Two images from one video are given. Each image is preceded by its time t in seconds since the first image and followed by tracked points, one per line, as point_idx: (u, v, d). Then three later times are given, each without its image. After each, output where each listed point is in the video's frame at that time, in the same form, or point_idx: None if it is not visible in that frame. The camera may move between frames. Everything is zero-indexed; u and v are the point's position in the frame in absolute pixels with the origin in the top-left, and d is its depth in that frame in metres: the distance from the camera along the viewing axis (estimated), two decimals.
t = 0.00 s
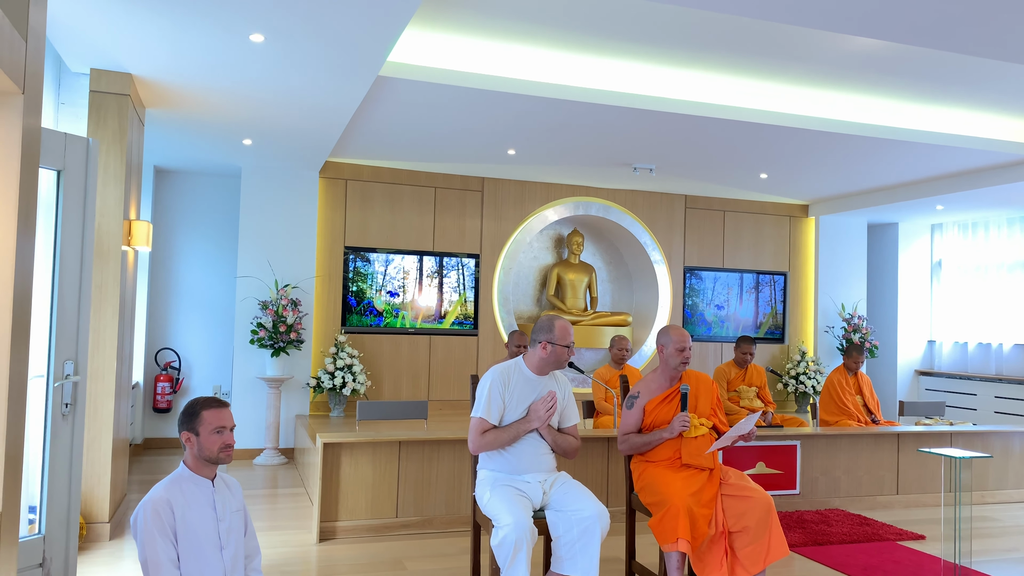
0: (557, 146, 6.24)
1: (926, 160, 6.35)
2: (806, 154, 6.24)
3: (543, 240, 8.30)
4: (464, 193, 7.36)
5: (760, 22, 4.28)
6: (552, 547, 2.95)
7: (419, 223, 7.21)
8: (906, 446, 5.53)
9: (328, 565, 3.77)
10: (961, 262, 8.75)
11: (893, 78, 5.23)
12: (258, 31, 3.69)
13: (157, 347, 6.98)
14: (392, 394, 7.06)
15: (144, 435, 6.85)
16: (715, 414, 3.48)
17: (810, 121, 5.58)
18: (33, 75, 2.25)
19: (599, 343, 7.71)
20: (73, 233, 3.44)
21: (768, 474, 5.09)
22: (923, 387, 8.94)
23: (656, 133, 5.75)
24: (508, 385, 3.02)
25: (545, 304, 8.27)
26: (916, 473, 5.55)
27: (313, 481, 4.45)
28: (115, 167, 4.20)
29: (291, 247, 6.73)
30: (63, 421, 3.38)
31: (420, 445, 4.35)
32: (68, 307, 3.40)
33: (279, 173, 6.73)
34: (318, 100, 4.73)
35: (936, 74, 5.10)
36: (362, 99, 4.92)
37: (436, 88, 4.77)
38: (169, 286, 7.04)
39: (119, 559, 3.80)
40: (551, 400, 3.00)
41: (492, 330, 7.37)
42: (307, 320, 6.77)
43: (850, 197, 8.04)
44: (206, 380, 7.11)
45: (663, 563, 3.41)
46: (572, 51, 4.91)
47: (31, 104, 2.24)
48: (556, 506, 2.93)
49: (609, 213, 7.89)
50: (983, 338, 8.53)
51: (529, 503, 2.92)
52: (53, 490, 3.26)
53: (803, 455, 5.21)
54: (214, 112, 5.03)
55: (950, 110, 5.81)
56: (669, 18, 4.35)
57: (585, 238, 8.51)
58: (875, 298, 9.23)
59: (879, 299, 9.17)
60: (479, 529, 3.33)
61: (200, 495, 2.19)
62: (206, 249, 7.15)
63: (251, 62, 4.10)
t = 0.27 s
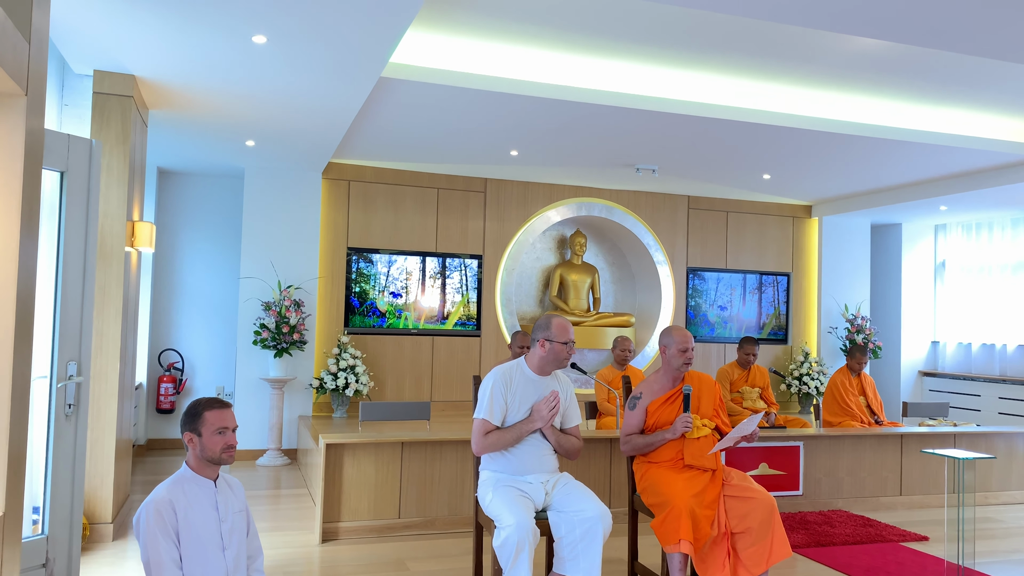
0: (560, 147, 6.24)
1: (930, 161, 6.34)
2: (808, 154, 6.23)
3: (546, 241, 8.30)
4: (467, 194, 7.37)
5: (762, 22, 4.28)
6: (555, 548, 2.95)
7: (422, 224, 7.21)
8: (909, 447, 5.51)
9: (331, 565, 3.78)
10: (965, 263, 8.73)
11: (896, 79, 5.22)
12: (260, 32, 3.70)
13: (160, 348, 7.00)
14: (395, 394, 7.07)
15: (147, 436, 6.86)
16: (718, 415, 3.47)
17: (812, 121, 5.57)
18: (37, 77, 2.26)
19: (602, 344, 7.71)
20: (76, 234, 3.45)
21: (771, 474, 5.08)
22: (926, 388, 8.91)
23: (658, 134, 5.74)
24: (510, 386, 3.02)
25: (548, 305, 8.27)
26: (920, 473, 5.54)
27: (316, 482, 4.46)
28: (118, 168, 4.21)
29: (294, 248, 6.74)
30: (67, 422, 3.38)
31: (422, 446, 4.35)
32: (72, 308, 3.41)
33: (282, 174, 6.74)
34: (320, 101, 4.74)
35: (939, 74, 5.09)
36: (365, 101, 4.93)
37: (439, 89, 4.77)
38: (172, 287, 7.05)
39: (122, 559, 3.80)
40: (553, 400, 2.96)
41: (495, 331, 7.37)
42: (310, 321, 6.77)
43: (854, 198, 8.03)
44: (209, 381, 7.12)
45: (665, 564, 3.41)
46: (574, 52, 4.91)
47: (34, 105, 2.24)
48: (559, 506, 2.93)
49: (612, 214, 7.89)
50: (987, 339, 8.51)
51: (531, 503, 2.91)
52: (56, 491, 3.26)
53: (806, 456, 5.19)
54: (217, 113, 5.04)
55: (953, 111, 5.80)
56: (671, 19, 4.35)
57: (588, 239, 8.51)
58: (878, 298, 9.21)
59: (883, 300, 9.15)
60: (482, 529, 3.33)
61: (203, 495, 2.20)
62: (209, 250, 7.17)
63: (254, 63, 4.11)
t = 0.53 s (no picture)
0: (562, 148, 6.24)
1: (933, 162, 6.32)
2: (811, 155, 6.22)
3: (548, 242, 8.30)
4: (469, 195, 7.37)
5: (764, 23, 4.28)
6: (557, 548, 2.95)
7: (424, 225, 7.22)
8: (912, 448, 5.50)
9: (333, 566, 3.78)
10: (969, 264, 8.71)
11: (898, 79, 5.21)
12: (262, 33, 3.70)
13: (163, 349, 7.01)
14: (397, 395, 7.07)
15: (150, 437, 6.87)
16: (720, 415, 3.47)
17: (815, 121, 5.56)
18: (39, 78, 2.27)
19: (604, 345, 7.70)
20: (78, 234, 3.46)
21: (774, 476, 5.07)
22: (929, 389, 8.89)
23: (660, 134, 5.74)
24: (511, 387, 3.01)
25: (550, 306, 8.26)
26: (923, 474, 5.53)
27: (318, 482, 4.46)
28: (120, 169, 4.22)
29: (296, 249, 6.75)
30: (69, 422, 3.39)
31: (424, 446, 4.35)
32: (74, 309, 3.43)
33: (284, 175, 6.75)
34: (323, 102, 4.74)
35: (941, 75, 5.08)
36: (367, 102, 4.93)
37: (441, 90, 4.78)
38: (175, 288, 7.06)
39: (124, 560, 3.81)
40: (553, 400, 2.95)
41: (497, 331, 7.37)
42: (312, 321, 6.78)
43: (856, 198, 8.02)
44: (212, 382, 7.13)
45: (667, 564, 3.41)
46: (576, 53, 4.91)
47: (37, 106, 2.25)
48: (560, 507, 2.93)
49: (614, 214, 7.88)
50: (990, 340, 8.48)
51: (533, 504, 2.91)
52: (59, 492, 3.27)
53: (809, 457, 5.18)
54: (219, 114, 5.04)
55: (956, 111, 5.79)
56: (673, 20, 4.35)
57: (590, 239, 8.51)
58: (881, 299, 9.19)
59: (885, 301, 9.13)
60: (483, 530, 3.32)
61: (204, 496, 2.20)
62: (211, 251, 7.18)
63: (256, 64, 4.11)
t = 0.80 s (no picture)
0: (564, 148, 6.24)
1: (936, 162, 6.31)
2: (813, 155, 6.21)
3: (550, 242, 8.29)
4: (471, 196, 7.37)
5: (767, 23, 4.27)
6: (559, 549, 2.95)
7: (426, 226, 7.22)
8: (915, 448, 5.49)
9: (334, 567, 3.78)
10: (972, 264, 8.70)
11: (901, 79, 5.20)
12: (264, 34, 3.70)
13: (165, 350, 7.01)
14: (399, 396, 7.07)
15: (152, 437, 6.87)
16: (723, 416, 3.46)
17: (817, 122, 5.56)
18: (41, 78, 2.27)
19: (606, 345, 7.69)
20: (80, 235, 3.46)
21: (776, 476, 5.06)
22: (932, 390, 8.87)
23: (662, 135, 5.73)
24: (513, 387, 3.01)
25: (552, 307, 8.26)
26: (926, 475, 5.51)
27: (320, 483, 4.46)
28: (122, 169, 4.22)
29: (298, 250, 6.75)
30: (71, 423, 3.39)
31: (427, 447, 4.35)
32: (76, 309, 3.43)
33: (286, 176, 6.76)
34: (325, 103, 4.75)
35: (944, 75, 5.07)
36: (369, 102, 4.93)
37: (443, 90, 4.78)
38: (177, 289, 7.07)
39: (126, 561, 3.81)
40: (555, 401, 2.96)
41: (499, 332, 7.36)
42: (314, 322, 6.78)
43: (859, 198, 8.00)
44: (214, 383, 7.14)
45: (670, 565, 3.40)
46: (578, 53, 4.91)
47: (38, 106, 2.25)
48: (562, 508, 2.92)
49: (616, 215, 7.88)
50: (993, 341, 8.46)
51: (535, 505, 2.90)
52: (61, 492, 3.27)
53: (812, 458, 5.17)
54: (221, 115, 5.05)
55: (959, 111, 5.78)
56: (675, 20, 4.34)
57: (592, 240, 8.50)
58: (884, 299, 9.17)
59: (888, 302, 9.11)
60: (485, 531, 3.32)
61: (206, 497, 2.19)
62: (214, 252, 7.18)
63: (258, 64, 4.11)
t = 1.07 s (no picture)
0: (566, 149, 6.23)
1: (938, 162, 6.30)
2: (815, 155, 6.20)
3: (552, 243, 8.28)
4: (473, 196, 7.37)
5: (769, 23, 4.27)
6: (561, 550, 2.95)
7: (429, 226, 7.22)
8: (918, 449, 5.47)
9: (337, 567, 3.78)
10: (974, 265, 8.68)
11: (904, 79, 5.19)
12: (267, 34, 3.70)
13: (168, 350, 7.01)
14: (401, 396, 7.06)
15: (154, 438, 6.88)
16: (725, 416, 3.46)
17: (820, 122, 5.55)
18: (44, 79, 2.27)
19: (608, 346, 7.69)
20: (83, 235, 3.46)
21: (779, 477, 5.05)
22: (935, 390, 8.86)
23: (664, 135, 5.73)
24: (516, 386, 3.01)
25: (554, 307, 8.25)
26: (928, 476, 5.50)
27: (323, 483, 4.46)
28: (125, 169, 4.22)
29: (301, 250, 6.76)
30: (74, 423, 3.39)
31: (429, 447, 4.35)
32: (79, 308, 3.43)
33: (288, 176, 6.76)
34: (327, 103, 4.75)
35: (946, 75, 5.06)
36: (371, 103, 4.93)
37: (445, 91, 4.78)
38: (179, 289, 7.07)
39: (129, 561, 3.81)
40: (559, 400, 2.95)
41: (501, 332, 7.36)
42: (316, 323, 6.78)
43: (861, 199, 7.99)
44: (216, 383, 7.14)
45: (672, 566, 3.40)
46: (580, 53, 4.91)
47: (41, 107, 2.25)
48: (565, 509, 2.92)
49: (618, 215, 7.87)
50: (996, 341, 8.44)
51: (538, 505, 2.90)
52: (63, 493, 3.27)
53: (815, 458, 5.16)
54: (224, 116, 5.05)
55: (962, 111, 5.77)
56: (677, 20, 4.34)
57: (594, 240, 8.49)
58: (886, 300, 9.16)
59: (891, 302, 9.10)
60: (488, 531, 3.31)
61: (209, 497, 2.19)
62: (216, 252, 7.19)
63: (260, 65, 4.11)
